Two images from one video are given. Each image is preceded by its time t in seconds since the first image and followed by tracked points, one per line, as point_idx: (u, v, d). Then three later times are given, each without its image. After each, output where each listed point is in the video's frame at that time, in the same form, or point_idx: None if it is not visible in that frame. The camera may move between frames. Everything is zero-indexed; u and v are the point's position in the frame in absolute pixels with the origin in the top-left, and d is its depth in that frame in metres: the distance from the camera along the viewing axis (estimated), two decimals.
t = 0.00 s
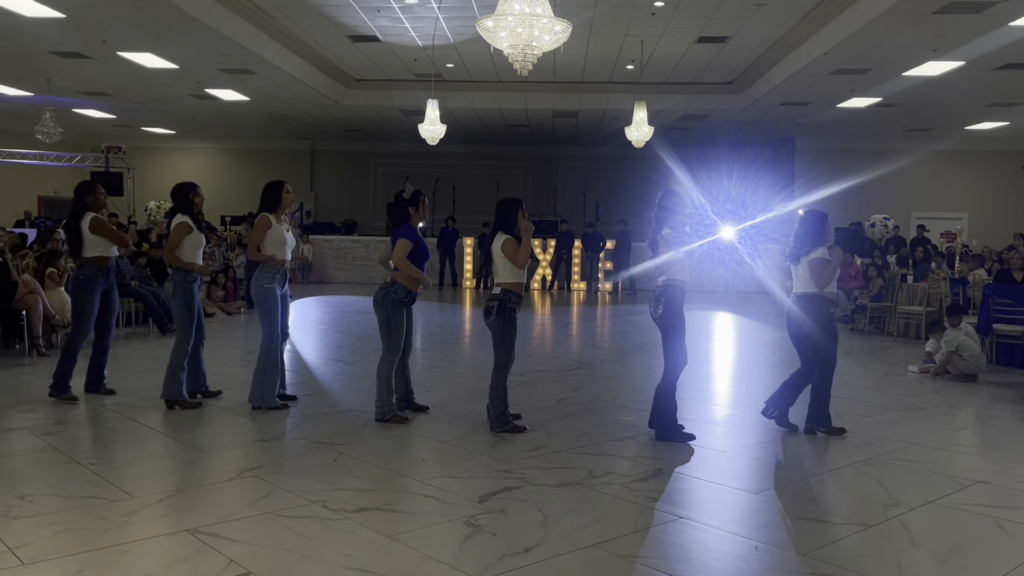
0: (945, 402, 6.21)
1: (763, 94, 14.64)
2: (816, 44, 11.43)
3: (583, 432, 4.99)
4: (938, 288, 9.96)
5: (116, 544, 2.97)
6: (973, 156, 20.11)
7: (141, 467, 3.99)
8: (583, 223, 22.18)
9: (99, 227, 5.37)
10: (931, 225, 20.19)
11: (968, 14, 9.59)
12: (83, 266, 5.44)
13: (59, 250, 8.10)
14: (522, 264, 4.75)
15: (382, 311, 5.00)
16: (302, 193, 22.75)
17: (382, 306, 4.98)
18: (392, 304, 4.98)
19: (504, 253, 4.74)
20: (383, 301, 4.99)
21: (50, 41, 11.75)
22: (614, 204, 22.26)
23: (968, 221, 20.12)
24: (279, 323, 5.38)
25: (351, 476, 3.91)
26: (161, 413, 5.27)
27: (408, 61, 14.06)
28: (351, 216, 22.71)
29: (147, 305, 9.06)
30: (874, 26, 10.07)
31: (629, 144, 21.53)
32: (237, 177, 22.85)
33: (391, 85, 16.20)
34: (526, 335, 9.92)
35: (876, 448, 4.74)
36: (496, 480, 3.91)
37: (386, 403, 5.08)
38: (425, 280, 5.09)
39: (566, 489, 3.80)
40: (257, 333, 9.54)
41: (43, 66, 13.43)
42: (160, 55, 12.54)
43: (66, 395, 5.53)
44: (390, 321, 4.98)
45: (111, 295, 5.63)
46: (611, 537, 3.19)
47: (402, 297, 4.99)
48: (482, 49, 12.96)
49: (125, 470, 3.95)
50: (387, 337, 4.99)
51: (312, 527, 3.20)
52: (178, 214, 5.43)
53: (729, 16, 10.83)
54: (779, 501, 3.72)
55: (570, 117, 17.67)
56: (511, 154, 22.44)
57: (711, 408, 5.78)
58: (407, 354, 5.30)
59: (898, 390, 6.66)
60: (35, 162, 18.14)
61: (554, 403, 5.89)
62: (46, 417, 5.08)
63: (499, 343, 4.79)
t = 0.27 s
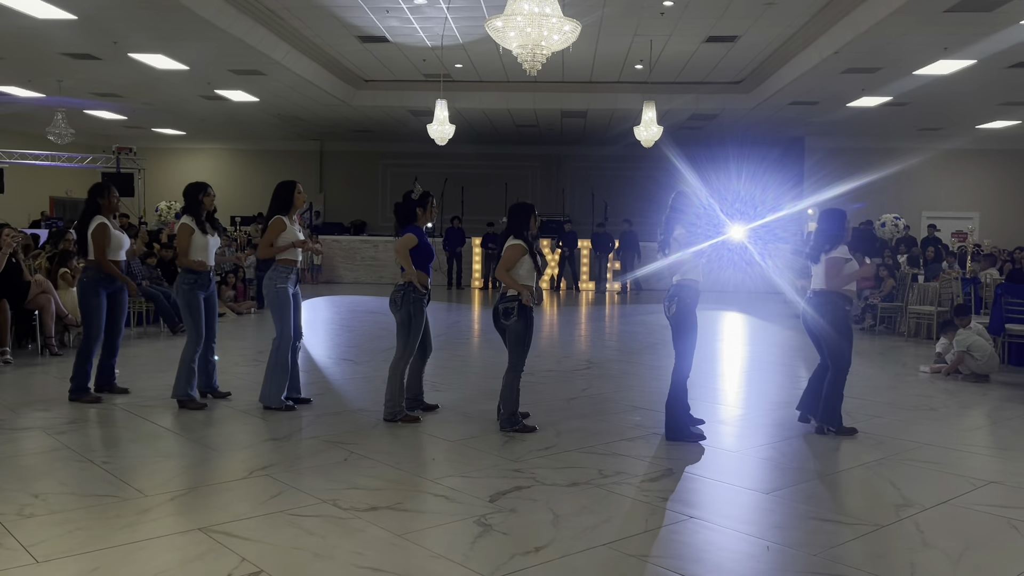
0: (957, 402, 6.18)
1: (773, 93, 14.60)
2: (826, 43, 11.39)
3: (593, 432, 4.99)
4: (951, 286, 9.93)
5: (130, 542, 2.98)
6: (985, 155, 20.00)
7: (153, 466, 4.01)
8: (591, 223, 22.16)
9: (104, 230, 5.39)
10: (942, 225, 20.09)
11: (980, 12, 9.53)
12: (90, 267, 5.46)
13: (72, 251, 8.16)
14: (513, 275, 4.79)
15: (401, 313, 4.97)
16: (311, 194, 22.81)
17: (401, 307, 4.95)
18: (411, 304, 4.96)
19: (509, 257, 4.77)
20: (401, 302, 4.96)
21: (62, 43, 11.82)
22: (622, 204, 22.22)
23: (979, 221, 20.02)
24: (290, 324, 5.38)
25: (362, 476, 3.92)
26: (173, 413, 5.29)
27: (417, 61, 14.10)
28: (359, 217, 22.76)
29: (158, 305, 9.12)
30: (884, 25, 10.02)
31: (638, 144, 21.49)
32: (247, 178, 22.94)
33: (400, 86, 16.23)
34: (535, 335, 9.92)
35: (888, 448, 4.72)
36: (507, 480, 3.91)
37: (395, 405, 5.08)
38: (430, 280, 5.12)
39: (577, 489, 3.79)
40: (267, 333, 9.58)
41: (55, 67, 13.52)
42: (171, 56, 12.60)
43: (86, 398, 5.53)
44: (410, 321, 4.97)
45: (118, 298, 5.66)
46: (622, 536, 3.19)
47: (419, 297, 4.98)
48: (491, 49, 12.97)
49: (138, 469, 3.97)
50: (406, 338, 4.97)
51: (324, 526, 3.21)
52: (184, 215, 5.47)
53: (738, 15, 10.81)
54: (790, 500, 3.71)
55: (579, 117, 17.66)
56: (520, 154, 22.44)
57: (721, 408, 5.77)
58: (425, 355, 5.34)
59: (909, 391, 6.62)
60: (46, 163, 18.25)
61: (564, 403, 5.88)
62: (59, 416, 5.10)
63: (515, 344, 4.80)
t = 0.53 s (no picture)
0: (966, 402, 6.14)
1: (780, 93, 14.56)
2: (833, 42, 11.34)
3: (600, 432, 4.98)
4: (959, 286, 9.85)
5: (136, 541, 2.99)
6: (993, 154, 19.92)
7: (161, 466, 4.03)
8: (598, 223, 22.14)
9: (104, 232, 5.42)
10: (950, 224, 20.02)
11: (989, 11, 9.48)
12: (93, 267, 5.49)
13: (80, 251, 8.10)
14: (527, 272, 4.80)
15: (407, 313, 5.00)
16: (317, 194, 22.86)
17: (405, 307, 4.97)
18: (414, 304, 4.97)
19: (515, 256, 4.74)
20: (404, 302, 4.99)
21: (69, 43, 11.87)
22: (629, 203, 22.20)
23: (988, 221, 19.95)
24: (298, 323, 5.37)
25: (368, 475, 3.93)
26: (180, 413, 5.31)
27: (424, 61, 14.11)
28: (366, 217, 22.80)
29: (165, 305, 9.10)
30: (892, 23, 9.97)
31: (644, 144, 21.46)
32: (254, 178, 23.01)
33: (406, 86, 16.23)
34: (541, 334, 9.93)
35: (897, 448, 4.70)
36: (513, 479, 3.91)
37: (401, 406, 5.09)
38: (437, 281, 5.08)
39: (583, 488, 3.79)
40: (274, 333, 9.60)
41: (63, 68, 13.58)
42: (178, 56, 12.63)
43: (93, 397, 5.55)
44: (415, 322, 4.98)
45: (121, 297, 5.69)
46: (628, 536, 3.18)
47: (422, 297, 4.98)
48: (497, 48, 12.96)
49: (145, 468, 3.98)
50: (415, 339, 4.99)
51: (331, 525, 3.21)
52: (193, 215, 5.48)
53: (745, 14, 10.77)
54: (797, 501, 3.70)
55: (585, 117, 17.64)
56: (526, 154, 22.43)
57: (727, 408, 5.76)
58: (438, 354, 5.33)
59: (918, 391, 6.59)
60: (54, 164, 18.34)
61: (571, 402, 5.89)
62: (67, 416, 5.12)
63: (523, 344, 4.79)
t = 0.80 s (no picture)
0: (971, 402, 6.12)
1: (785, 93, 14.53)
2: (839, 42, 11.31)
3: (604, 433, 4.97)
4: (964, 286, 9.80)
5: (140, 542, 2.99)
6: (999, 154, 19.90)
7: (165, 466, 4.03)
8: (603, 224, 22.12)
9: (106, 233, 5.42)
10: (956, 224, 19.99)
11: (996, 10, 9.44)
12: (95, 268, 5.49)
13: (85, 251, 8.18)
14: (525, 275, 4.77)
15: (406, 311, 4.98)
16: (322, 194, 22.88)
17: (405, 306, 4.96)
18: (414, 303, 4.96)
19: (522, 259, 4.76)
20: (405, 300, 4.98)
21: (75, 44, 11.90)
22: (634, 203, 22.17)
23: (994, 221, 19.94)
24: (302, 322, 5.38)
25: (372, 476, 3.92)
26: (185, 413, 5.31)
27: (428, 62, 14.12)
28: (371, 217, 22.82)
29: (170, 305, 9.13)
30: (898, 23, 9.94)
31: (649, 143, 21.42)
32: (259, 178, 23.05)
33: (411, 86, 16.24)
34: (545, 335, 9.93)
35: (903, 448, 4.68)
36: (517, 480, 3.90)
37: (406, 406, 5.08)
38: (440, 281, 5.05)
39: (587, 489, 3.78)
40: (279, 333, 9.62)
41: (68, 68, 13.62)
42: (183, 57, 12.66)
43: (98, 397, 5.56)
44: (415, 321, 4.96)
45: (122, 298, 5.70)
46: (632, 537, 3.17)
47: (422, 296, 4.97)
48: (502, 48, 12.94)
49: (149, 469, 3.98)
50: (414, 338, 4.97)
51: (334, 526, 3.21)
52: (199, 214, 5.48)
53: (750, 14, 10.75)
54: (801, 502, 3.68)
55: (590, 117, 17.61)
56: (530, 154, 22.41)
57: (732, 409, 5.74)
58: (437, 355, 5.29)
59: (923, 391, 6.57)
60: (60, 164, 18.38)
61: (576, 403, 5.88)
62: (71, 416, 5.13)
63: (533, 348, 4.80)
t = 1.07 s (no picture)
0: (975, 403, 6.10)
1: (789, 92, 14.50)
2: (843, 42, 11.28)
3: (607, 434, 4.95)
4: (968, 286, 9.77)
5: (143, 543, 2.99)
6: (1004, 153, 19.83)
7: (168, 466, 4.03)
8: (606, 223, 22.10)
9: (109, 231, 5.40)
10: (961, 224, 19.93)
11: (1000, 9, 9.41)
12: (101, 268, 5.49)
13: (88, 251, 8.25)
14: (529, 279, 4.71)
15: (408, 313, 4.97)
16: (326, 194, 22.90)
17: (406, 308, 4.95)
18: (416, 305, 4.96)
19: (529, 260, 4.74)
20: (406, 303, 4.97)
21: (79, 45, 11.93)
22: (638, 203, 22.15)
23: (998, 220, 19.87)
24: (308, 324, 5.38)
25: (374, 476, 3.92)
26: (188, 413, 5.32)
27: (432, 61, 14.10)
28: (374, 217, 22.83)
29: (173, 305, 9.15)
30: (902, 22, 9.92)
31: (653, 143, 21.38)
32: (262, 179, 23.08)
33: (414, 86, 16.23)
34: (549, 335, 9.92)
35: (907, 450, 4.66)
36: (520, 481, 3.89)
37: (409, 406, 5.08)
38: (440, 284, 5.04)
39: (590, 490, 3.77)
40: (282, 334, 9.62)
41: (72, 69, 13.65)
42: (186, 57, 12.68)
43: (101, 398, 5.58)
44: (417, 323, 4.96)
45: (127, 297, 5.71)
46: (634, 539, 3.16)
47: (423, 298, 4.96)
48: (506, 49, 12.94)
49: (152, 469, 3.98)
50: (415, 339, 4.96)
51: (337, 527, 3.20)
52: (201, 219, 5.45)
53: (753, 14, 10.73)
54: (804, 503, 3.67)
55: (593, 117, 17.59)
56: (534, 154, 22.40)
57: (736, 410, 5.71)
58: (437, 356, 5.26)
59: (928, 392, 6.55)
60: (64, 164, 18.42)
61: (579, 403, 5.88)
62: (75, 416, 5.14)
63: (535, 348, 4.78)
